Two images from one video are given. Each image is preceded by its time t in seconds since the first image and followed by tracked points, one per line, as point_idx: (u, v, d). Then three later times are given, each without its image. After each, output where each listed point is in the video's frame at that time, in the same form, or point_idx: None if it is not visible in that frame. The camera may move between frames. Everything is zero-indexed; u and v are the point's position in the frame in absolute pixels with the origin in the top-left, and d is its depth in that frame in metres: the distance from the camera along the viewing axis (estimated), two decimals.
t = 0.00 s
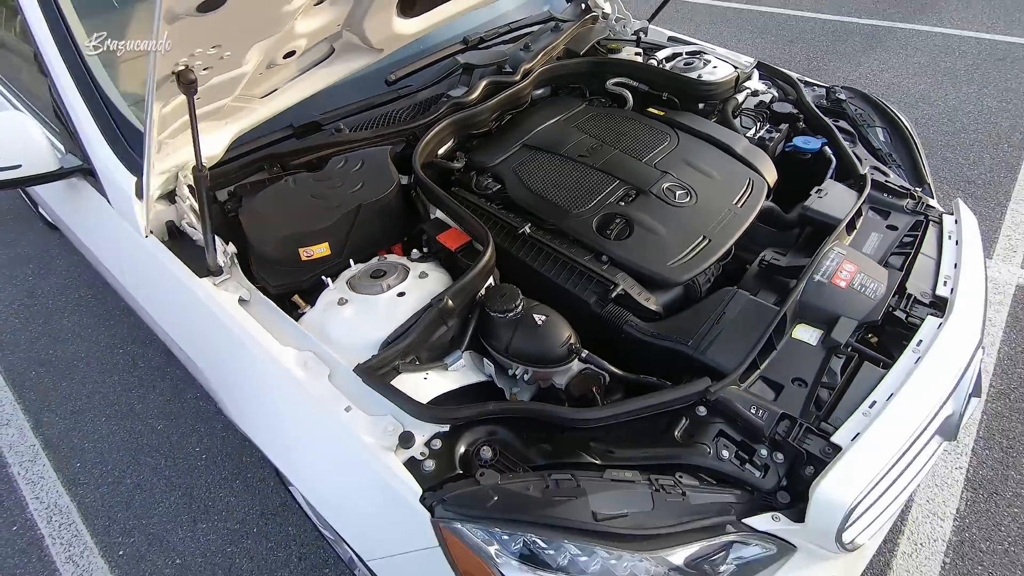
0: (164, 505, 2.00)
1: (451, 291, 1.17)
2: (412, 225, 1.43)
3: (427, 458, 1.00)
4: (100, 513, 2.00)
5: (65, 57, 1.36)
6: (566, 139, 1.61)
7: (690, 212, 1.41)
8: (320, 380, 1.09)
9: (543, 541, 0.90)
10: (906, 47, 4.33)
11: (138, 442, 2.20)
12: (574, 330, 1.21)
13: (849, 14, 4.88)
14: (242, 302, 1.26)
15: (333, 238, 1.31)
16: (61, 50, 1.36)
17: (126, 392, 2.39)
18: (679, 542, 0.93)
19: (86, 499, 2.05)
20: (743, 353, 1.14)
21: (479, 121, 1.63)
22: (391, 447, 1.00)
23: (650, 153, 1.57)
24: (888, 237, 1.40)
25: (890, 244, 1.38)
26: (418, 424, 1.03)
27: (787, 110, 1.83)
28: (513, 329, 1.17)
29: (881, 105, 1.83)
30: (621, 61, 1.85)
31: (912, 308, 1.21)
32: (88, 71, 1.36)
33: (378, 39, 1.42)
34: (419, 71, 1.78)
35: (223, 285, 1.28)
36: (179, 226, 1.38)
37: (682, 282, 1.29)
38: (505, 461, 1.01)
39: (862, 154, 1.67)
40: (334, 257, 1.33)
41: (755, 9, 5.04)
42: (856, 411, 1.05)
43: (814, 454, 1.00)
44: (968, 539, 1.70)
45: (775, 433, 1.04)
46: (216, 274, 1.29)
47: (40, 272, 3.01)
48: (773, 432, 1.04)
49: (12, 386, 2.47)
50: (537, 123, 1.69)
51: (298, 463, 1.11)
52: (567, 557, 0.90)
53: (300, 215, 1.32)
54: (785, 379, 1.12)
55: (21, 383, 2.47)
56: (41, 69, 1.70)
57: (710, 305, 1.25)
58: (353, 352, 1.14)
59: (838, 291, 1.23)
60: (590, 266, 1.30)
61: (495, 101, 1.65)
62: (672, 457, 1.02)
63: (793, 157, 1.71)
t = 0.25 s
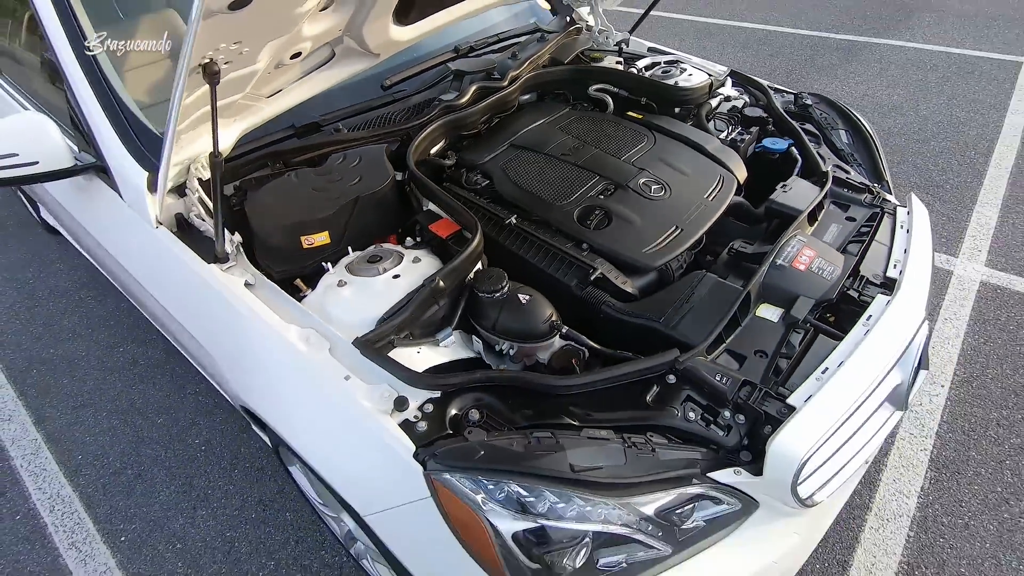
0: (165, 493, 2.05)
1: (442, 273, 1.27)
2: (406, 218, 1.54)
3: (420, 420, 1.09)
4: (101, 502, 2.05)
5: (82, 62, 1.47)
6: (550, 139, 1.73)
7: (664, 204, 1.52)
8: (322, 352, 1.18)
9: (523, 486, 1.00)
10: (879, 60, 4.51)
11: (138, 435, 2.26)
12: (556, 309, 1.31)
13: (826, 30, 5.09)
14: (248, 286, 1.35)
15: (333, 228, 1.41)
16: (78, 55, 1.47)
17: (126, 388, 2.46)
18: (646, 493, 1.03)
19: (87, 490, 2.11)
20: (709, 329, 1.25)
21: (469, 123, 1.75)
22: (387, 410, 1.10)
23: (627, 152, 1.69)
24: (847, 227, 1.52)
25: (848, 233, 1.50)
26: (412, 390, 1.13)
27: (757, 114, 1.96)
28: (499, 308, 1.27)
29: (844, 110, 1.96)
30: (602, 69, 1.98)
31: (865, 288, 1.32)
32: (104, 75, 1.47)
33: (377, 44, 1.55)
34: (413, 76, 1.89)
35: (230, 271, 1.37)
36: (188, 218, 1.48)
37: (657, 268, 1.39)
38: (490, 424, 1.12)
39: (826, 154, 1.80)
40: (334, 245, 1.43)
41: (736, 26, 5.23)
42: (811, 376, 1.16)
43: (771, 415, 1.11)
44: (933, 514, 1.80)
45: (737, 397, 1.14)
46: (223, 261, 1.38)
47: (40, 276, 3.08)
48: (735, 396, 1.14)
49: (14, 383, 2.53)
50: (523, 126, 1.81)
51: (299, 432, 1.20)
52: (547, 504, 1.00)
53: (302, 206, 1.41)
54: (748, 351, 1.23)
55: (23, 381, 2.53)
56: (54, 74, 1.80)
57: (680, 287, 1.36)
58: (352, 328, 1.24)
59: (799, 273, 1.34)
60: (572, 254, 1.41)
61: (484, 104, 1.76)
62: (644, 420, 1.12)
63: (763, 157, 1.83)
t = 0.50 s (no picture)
0: (170, 472, 2.17)
1: (428, 249, 1.42)
2: (398, 206, 1.71)
3: (406, 372, 1.23)
4: (109, 481, 2.16)
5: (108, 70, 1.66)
6: (531, 138, 1.89)
7: (632, 193, 1.68)
8: (320, 316, 1.33)
9: (495, 425, 1.16)
10: (856, 77, 4.73)
11: (144, 420, 2.38)
12: (530, 282, 1.45)
13: (805, 50, 5.32)
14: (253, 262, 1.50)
15: (331, 212, 1.57)
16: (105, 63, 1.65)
17: (133, 377, 2.58)
18: (603, 433, 1.18)
19: (95, 469, 2.22)
20: (667, 299, 1.40)
21: (456, 124, 1.91)
22: (378, 364, 1.24)
23: (601, 150, 1.85)
24: (797, 215, 1.68)
25: (798, 220, 1.65)
26: (401, 347, 1.27)
27: (724, 118, 2.13)
28: (479, 280, 1.41)
29: (804, 115, 2.13)
30: (581, 77, 2.15)
31: (809, 265, 1.47)
32: (128, 80, 1.65)
33: (373, 48, 1.71)
34: (407, 82, 2.06)
35: (237, 250, 1.52)
36: (199, 204, 1.63)
37: (624, 248, 1.54)
38: (468, 377, 1.27)
39: (784, 153, 1.96)
40: (332, 228, 1.58)
41: (720, 46, 5.47)
42: (754, 336, 1.30)
43: (719, 368, 1.25)
44: (889, 486, 1.93)
45: (689, 355, 1.28)
46: (231, 241, 1.53)
47: (53, 276, 3.23)
48: (687, 354, 1.28)
49: (26, 375, 2.66)
50: (507, 126, 1.97)
51: (298, 387, 1.33)
52: (517, 442, 1.15)
53: (303, 192, 1.56)
54: (701, 318, 1.37)
55: (35, 372, 2.66)
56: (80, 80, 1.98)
57: (643, 265, 1.51)
58: (347, 296, 1.38)
59: (750, 251, 1.50)
60: (546, 236, 1.56)
61: (471, 107, 1.93)
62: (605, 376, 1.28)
63: (727, 155, 1.99)
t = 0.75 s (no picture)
0: (188, 455, 2.29)
1: (434, 240, 1.55)
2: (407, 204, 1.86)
3: (412, 347, 1.36)
4: (130, 463, 2.29)
5: (143, 77, 1.82)
6: (531, 144, 2.04)
7: (623, 194, 1.81)
8: (335, 298, 1.46)
9: (492, 394, 1.28)
10: (851, 94, 4.89)
11: (163, 408, 2.51)
12: (527, 271, 1.58)
13: (803, 68, 5.49)
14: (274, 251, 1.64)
15: (346, 207, 1.71)
16: (140, 71, 1.82)
17: (153, 369, 2.72)
18: (590, 403, 1.31)
19: (117, 453, 2.35)
20: (652, 288, 1.53)
21: (462, 130, 2.06)
22: (386, 340, 1.37)
23: (596, 155, 1.99)
24: (777, 215, 1.80)
25: (777, 219, 1.78)
26: (407, 326, 1.39)
27: (713, 128, 2.27)
28: (480, 269, 1.54)
29: (789, 125, 2.26)
30: (579, 89, 2.30)
31: (784, 258, 1.59)
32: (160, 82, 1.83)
33: (387, 60, 1.86)
34: (417, 92, 2.21)
35: (260, 240, 1.66)
36: (225, 199, 1.77)
37: (615, 242, 1.67)
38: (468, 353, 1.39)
39: (769, 160, 2.09)
40: (346, 222, 1.72)
41: (720, 64, 5.65)
42: (730, 319, 1.43)
43: (696, 347, 1.37)
44: (869, 475, 2.03)
45: (670, 336, 1.41)
46: (254, 232, 1.67)
47: (77, 275, 3.39)
48: (669, 335, 1.41)
49: (51, 365, 2.80)
50: (510, 133, 2.12)
51: (313, 362, 1.46)
52: (511, 409, 1.27)
53: (320, 188, 1.70)
54: (683, 304, 1.50)
55: (61, 363, 2.81)
56: (114, 87, 2.14)
57: (632, 258, 1.64)
58: (359, 282, 1.52)
59: (730, 245, 1.63)
60: (543, 231, 1.70)
61: (476, 114, 2.08)
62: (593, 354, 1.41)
63: (715, 162, 2.12)
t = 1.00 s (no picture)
0: (211, 447, 2.42)
1: (449, 244, 1.69)
2: (425, 212, 2.00)
3: (428, 338, 1.49)
4: (157, 452, 2.43)
5: (191, 101, 2.09)
6: (541, 159, 2.19)
7: (625, 206, 1.95)
8: (359, 294, 1.61)
9: (500, 381, 1.41)
10: (855, 119, 5.03)
11: (188, 403, 2.65)
12: (533, 274, 1.71)
13: (808, 94, 5.65)
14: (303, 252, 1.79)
15: (369, 214, 1.86)
16: (189, 96, 2.09)
17: (179, 367, 2.87)
18: (589, 392, 1.43)
19: (145, 443, 2.49)
20: (649, 291, 1.66)
21: (476, 145, 2.22)
22: (405, 331, 1.51)
23: (601, 170, 2.14)
24: (769, 228, 1.93)
25: (769, 232, 1.91)
26: (424, 319, 1.53)
27: (713, 148, 2.41)
28: (491, 271, 1.68)
29: (785, 147, 2.40)
30: (587, 110, 2.46)
31: (773, 267, 1.72)
32: (203, 101, 2.08)
33: (411, 80, 2.03)
34: (435, 110, 2.38)
35: (290, 242, 1.82)
36: (257, 206, 1.93)
37: (616, 250, 1.80)
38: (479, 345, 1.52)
39: (764, 178, 2.22)
40: (369, 227, 1.87)
41: (728, 89, 5.83)
42: (721, 319, 1.55)
43: (688, 344, 1.49)
44: (859, 479, 2.11)
45: (665, 334, 1.53)
46: (286, 235, 1.82)
47: (109, 279, 3.57)
48: (664, 333, 1.53)
49: (84, 362, 2.96)
50: (521, 149, 2.27)
51: (336, 352, 1.60)
52: (516, 395, 1.39)
53: (346, 196, 1.86)
54: (677, 306, 1.63)
55: (93, 359, 2.97)
56: (159, 103, 2.34)
57: (631, 265, 1.78)
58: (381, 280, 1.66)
59: (723, 254, 1.78)
60: (550, 238, 1.84)
61: (490, 131, 2.24)
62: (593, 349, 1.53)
63: (713, 179, 2.26)
